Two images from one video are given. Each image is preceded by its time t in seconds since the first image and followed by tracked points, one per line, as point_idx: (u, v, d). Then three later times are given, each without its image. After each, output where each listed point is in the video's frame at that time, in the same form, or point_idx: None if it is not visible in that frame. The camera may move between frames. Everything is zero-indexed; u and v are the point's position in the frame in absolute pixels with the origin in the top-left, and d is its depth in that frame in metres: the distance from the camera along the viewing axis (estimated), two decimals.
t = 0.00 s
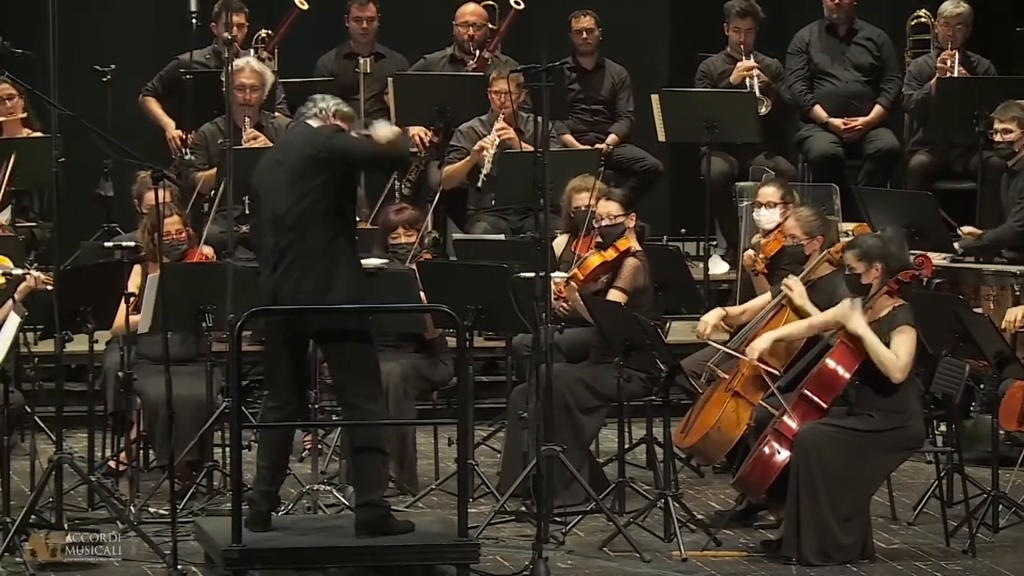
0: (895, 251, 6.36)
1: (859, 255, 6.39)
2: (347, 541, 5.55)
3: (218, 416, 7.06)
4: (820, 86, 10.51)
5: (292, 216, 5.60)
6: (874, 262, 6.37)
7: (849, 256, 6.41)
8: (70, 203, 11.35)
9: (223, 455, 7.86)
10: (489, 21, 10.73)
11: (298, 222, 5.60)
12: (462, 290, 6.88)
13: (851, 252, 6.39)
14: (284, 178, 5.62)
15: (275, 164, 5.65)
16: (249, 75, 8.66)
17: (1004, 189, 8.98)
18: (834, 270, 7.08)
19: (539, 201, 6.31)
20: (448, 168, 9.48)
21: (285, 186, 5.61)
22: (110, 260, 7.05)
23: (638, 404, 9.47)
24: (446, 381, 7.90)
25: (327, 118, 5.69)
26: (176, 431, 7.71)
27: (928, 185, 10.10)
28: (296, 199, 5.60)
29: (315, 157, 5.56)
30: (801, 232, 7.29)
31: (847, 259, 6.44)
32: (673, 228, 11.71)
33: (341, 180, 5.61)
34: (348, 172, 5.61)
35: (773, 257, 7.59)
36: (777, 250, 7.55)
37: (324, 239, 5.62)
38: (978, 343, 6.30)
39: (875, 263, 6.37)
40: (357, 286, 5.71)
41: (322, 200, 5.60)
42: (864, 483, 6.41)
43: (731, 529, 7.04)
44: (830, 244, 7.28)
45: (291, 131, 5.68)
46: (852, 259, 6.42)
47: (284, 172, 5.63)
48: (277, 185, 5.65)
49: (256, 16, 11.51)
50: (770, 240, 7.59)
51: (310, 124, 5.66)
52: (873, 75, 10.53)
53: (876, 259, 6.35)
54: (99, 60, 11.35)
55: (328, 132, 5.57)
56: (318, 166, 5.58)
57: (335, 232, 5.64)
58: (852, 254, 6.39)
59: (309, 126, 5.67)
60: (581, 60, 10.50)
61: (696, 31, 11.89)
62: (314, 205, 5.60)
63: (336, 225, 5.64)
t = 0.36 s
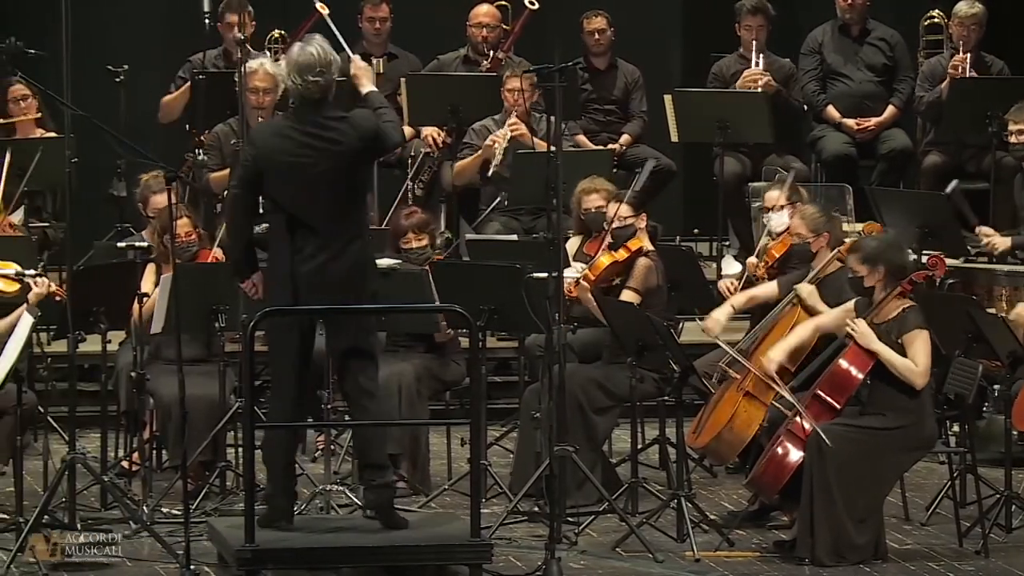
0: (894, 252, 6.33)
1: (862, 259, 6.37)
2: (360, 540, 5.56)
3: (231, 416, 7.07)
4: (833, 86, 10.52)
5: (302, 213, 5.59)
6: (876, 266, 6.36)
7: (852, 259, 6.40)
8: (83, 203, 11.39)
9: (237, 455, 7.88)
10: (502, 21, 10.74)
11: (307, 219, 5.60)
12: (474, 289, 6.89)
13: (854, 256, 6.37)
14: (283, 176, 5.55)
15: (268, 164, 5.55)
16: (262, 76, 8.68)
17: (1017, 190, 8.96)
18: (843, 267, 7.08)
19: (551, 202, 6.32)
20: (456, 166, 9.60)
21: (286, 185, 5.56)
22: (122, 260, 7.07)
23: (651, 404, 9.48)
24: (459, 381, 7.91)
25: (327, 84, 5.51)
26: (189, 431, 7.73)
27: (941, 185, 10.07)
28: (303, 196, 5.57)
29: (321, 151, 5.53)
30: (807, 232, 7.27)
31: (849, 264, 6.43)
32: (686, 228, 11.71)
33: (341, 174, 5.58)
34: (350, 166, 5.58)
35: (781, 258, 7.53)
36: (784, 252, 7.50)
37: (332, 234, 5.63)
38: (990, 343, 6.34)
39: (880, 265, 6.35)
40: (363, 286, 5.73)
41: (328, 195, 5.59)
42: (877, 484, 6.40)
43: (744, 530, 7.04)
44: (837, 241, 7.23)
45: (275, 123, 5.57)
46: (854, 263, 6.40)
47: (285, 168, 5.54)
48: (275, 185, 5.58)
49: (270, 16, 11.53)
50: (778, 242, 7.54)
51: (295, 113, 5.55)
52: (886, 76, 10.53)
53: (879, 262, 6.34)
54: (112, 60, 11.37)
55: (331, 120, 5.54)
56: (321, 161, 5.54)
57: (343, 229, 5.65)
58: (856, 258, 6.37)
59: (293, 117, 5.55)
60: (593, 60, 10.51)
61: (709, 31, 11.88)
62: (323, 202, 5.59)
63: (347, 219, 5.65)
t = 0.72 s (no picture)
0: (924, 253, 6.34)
1: (895, 252, 6.35)
2: (373, 540, 5.56)
3: (244, 417, 7.10)
4: (846, 86, 10.52)
5: (328, 222, 5.61)
6: (907, 261, 6.35)
7: (885, 251, 6.38)
8: (97, 203, 11.42)
9: (249, 455, 7.90)
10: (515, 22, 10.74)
11: (332, 228, 5.61)
12: (488, 290, 6.90)
13: (888, 248, 6.35)
14: (311, 183, 5.57)
15: (298, 172, 5.57)
16: (275, 76, 8.66)
17: None
18: (860, 271, 7.06)
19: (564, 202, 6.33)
20: (472, 152, 9.52)
21: (315, 193, 5.58)
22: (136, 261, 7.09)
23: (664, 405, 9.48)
24: (471, 382, 7.92)
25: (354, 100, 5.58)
26: (202, 432, 7.75)
27: (955, 185, 10.06)
28: (333, 205, 5.59)
29: (349, 160, 5.56)
30: (828, 231, 7.20)
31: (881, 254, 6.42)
32: (699, 228, 11.71)
33: (373, 188, 5.60)
34: (382, 179, 5.60)
35: (796, 259, 7.65)
36: (799, 252, 7.62)
37: (359, 245, 5.64)
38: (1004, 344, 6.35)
39: (909, 261, 6.34)
40: (391, 289, 5.72)
41: (356, 207, 5.60)
42: (890, 484, 6.40)
43: (757, 530, 7.04)
44: (859, 243, 7.20)
45: (309, 133, 5.62)
46: (886, 255, 6.38)
47: (314, 176, 5.56)
48: (303, 194, 5.59)
49: (281, 16, 11.55)
50: (791, 242, 7.67)
51: (331, 125, 5.60)
52: (899, 76, 10.53)
53: (911, 258, 6.33)
54: (125, 61, 11.40)
55: (364, 133, 5.59)
56: (353, 172, 5.57)
57: (370, 241, 5.66)
58: (887, 250, 6.35)
59: (329, 127, 5.59)
60: (606, 60, 10.51)
61: (721, 31, 11.87)
62: (350, 213, 5.60)
63: (373, 233, 5.65)
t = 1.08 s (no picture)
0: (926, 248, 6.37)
1: (910, 247, 6.40)
2: (384, 541, 5.56)
3: (254, 418, 7.11)
4: (857, 87, 10.52)
5: (336, 221, 5.61)
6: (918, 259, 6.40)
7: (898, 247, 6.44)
8: (108, 205, 11.44)
9: (260, 456, 7.91)
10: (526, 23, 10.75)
11: (342, 226, 5.62)
12: (498, 291, 6.91)
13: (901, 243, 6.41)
14: (319, 182, 5.59)
15: (307, 171, 5.60)
16: (285, 75, 8.70)
17: None
18: (870, 271, 7.06)
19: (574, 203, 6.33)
20: (484, 145, 9.59)
21: (324, 190, 5.59)
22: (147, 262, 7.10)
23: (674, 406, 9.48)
24: (481, 383, 7.92)
25: (367, 98, 5.62)
26: (213, 432, 7.77)
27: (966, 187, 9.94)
28: (342, 202, 5.59)
29: (354, 156, 5.55)
30: (841, 231, 7.25)
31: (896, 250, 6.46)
32: (709, 229, 11.70)
33: (379, 184, 5.58)
34: (388, 176, 5.58)
35: (806, 262, 7.61)
36: (810, 255, 7.59)
37: (365, 240, 5.63)
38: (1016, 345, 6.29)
39: (921, 260, 6.38)
40: (397, 288, 5.70)
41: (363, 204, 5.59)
42: (900, 485, 6.39)
43: (767, 532, 7.04)
44: (870, 243, 7.23)
45: (320, 131, 5.65)
46: (901, 250, 6.42)
47: (323, 175, 5.58)
48: (311, 193, 5.62)
49: (291, 17, 11.56)
50: (801, 246, 7.64)
51: (341, 123, 5.61)
52: (909, 78, 10.52)
53: (925, 255, 6.38)
54: (136, 62, 11.42)
55: (373, 129, 5.58)
56: (359, 168, 5.56)
57: (377, 237, 5.64)
58: (902, 246, 6.42)
59: (340, 125, 5.61)
60: (616, 61, 10.51)
61: (732, 32, 11.87)
62: (358, 210, 5.59)
63: (380, 231, 5.64)
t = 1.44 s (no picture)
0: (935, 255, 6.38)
1: (891, 267, 6.36)
2: (395, 542, 5.59)
3: (265, 420, 7.13)
4: (867, 89, 10.51)
5: (345, 225, 5.60)
6: (906, 273, 6.36)
7: (880, 269, 6.40)
8: (119, 207, 11.47)
9: (270, 458, 7.93)
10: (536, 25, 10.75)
11: (351, 233, 5.62)
12: (509, 293, 6.91)
13: (882, 265, 6.37)
14: (330, 190, 5.58)
15: (315, 175, 5.58)
16: (294, 80, 8.73)
17: None
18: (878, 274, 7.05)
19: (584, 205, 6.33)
20: (494, 154, 9.55)
21: (333, 198, 5.59)
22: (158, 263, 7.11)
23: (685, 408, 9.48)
24: (491, 385, 7.93)
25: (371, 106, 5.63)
26: (223, 434, 7.79)
27: (974, 189, 9.97)
28: (351, 211, 5.59)
29: (367, 163, 5.58)
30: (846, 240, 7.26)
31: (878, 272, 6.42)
32: (720, 231, 11.69)
33: (386, 194, 5.61)
34: (397, 184, 5.61)
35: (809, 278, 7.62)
36: (812, 269, 7.61)
37: (369, 250, 5.64)
38: None
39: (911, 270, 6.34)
40: (399, 295, 5.71)
41: (370, 215, 5.61)
42: (911, 487, 6.39)
43: (778, 534, 7.04)
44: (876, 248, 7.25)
45: (326, 141, 5.65)
46: (882, 272, 6.40)
47: (333, 181, 5.58)
48: (321, 200, 5.60)
49: (302, 19, 11.57)
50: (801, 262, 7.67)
51: (344, 131, 5.64)
52: (920, 80, 10.51)
53: (909, 269, 6.34)
54: (147, 64, 11.45)
55: (377, 138, 5.62)
56: (368, 175, 5.58)
57: (382, 245, 5.65)
58: (883, 267, 6.37)
59: (348, 134, 5.63)
60: (627, 64, 10.52)
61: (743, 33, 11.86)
62: (365, 218, 5.60)
63: (388, 239, 5.65)
